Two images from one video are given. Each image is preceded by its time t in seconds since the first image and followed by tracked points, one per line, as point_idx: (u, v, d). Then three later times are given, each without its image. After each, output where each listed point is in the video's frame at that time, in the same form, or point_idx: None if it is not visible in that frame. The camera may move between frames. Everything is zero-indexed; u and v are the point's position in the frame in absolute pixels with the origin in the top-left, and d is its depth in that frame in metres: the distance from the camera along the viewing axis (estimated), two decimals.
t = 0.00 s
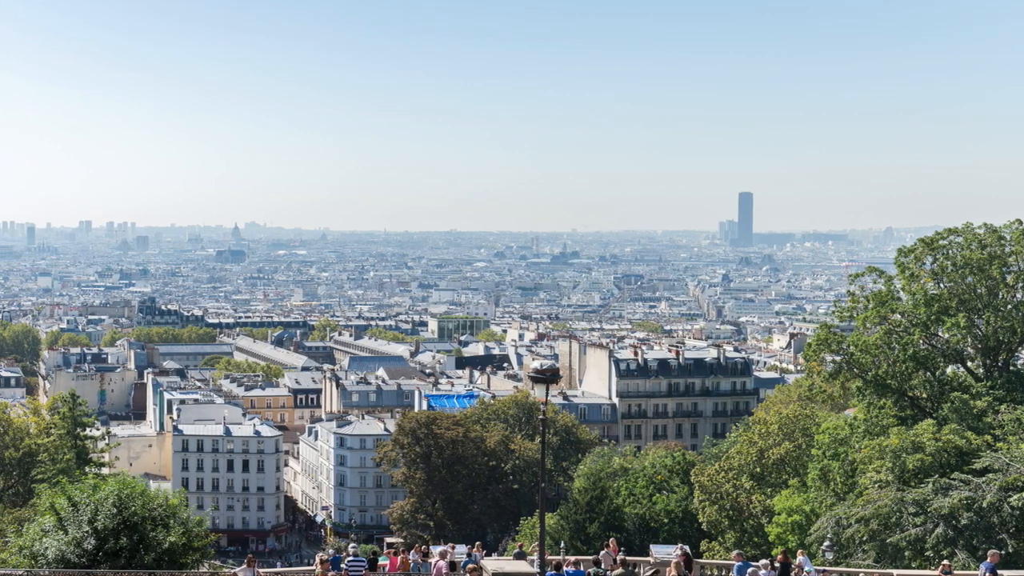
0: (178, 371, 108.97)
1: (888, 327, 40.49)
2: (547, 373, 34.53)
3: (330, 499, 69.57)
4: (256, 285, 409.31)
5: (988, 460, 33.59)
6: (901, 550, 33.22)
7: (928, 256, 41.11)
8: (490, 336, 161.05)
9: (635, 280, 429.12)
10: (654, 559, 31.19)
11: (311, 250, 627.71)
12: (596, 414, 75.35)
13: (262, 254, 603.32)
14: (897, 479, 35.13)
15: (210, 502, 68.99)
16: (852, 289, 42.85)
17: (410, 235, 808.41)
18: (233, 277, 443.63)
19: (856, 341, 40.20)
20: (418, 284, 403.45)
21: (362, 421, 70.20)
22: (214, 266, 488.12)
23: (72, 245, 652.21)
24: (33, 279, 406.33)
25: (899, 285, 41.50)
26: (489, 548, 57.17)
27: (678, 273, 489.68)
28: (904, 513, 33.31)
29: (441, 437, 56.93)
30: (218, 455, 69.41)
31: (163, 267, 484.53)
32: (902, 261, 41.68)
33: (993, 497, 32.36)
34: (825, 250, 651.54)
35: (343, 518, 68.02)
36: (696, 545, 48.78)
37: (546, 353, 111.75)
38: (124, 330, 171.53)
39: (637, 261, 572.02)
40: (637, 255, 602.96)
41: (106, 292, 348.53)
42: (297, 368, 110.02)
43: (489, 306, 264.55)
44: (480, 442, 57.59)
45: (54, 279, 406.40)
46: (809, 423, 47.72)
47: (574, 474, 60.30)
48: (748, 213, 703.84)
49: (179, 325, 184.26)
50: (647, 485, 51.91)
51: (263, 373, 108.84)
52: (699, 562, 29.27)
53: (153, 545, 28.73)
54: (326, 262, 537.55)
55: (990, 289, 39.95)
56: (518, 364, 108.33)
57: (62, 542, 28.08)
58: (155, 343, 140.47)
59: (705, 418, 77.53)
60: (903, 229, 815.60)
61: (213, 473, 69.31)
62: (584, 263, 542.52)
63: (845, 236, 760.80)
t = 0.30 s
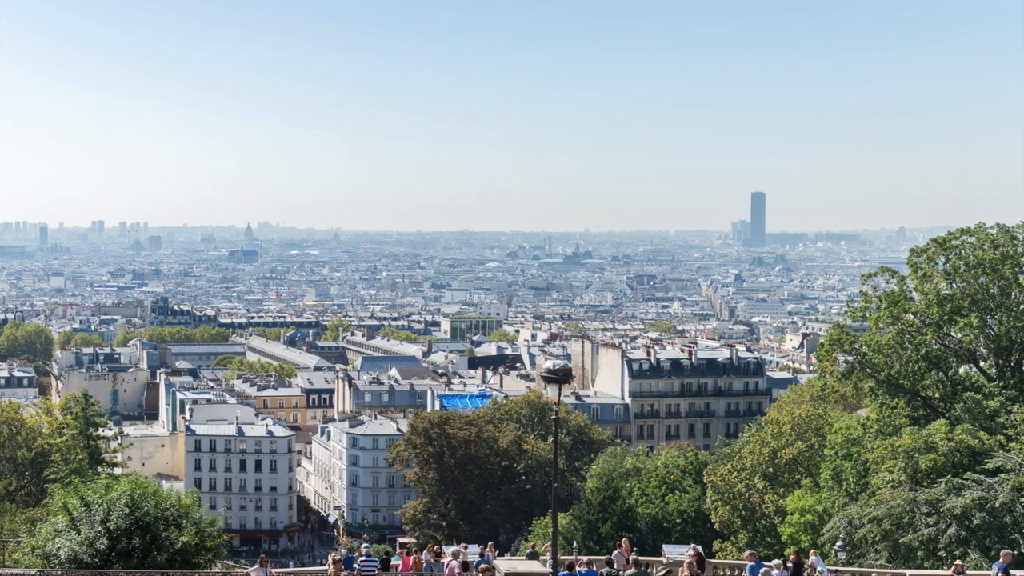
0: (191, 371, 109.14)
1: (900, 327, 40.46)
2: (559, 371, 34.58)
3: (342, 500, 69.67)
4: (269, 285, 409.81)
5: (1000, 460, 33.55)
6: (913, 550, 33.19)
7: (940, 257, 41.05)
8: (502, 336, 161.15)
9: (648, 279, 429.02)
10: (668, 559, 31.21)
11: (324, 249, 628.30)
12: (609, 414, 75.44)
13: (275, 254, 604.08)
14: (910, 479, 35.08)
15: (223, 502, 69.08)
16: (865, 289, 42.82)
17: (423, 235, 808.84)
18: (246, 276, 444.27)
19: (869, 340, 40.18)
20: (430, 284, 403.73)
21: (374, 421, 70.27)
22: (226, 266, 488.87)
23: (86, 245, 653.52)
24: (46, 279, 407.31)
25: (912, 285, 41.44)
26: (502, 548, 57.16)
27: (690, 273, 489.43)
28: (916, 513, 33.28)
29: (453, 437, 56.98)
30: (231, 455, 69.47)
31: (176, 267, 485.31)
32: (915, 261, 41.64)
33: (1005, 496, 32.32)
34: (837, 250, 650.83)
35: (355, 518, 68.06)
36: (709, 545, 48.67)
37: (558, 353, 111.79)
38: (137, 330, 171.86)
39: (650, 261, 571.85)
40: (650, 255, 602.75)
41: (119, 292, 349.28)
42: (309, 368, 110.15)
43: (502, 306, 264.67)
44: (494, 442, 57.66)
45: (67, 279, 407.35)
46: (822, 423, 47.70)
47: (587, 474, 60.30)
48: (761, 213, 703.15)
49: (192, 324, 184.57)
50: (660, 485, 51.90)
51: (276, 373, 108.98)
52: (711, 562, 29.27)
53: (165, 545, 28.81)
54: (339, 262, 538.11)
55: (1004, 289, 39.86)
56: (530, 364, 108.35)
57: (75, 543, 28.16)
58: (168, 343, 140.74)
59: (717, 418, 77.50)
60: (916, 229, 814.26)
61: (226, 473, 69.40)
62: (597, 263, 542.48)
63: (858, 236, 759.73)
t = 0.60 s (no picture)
0: (203, 372, 109.37)
1: (913, 327, 40.42)
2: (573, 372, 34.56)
3: (355, 500, 69.74)
4: (281, 285, 410.23)
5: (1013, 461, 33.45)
6: (926, 551, 33.16)
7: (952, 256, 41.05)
8: (515, 336, 161.26)
9: (660, 279, 428.85)
10: (681, 560, 31.23)
11: (336, 250, 628.78)
12: (621, 414, 75.47)
13: (288, 254, 604.84)
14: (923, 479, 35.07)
15: (236, 502, 69.20)
16: (878, 289, 42.79)
17: (436, 235, 809.13)
18: (258, 276, 444.78)
19: (881, 341, 40.20)
20: (443, 284, 403.96)
21: (387, 421, 70.33)
22: (239, 266, 489.68)
23: (98, 245, 654.76)
24: (59, 279, 408.16)
25: (924, 285, 41.41)
26: (515, 547, 57.19)
27: (703, 273, 489.12)
28: (929, 513, 33.26)
29: (466, 437, 57.01)
30: (243, 455, 69.58)
31: (189, 267, 485.96)
32: (928, 261, 41.53)
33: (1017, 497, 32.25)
34: (850, 250, 649.86)
35: (368, 518, 68.13)
36: (721, 545, 48.71)
37: (571, 353, 111.83)
38: (149, 330, 172.20)
39: (662, 261, 571.61)
40: (662, 255, 602.42)
41: (131, 291, 349.96)
42: (322, 368, 110.32)
43: (515, 306, 264.78)
44: (506, 442, 57.72)
45: (80, 279, 408.15)
46: (835, 423, 47.69)
47: (599, 473, 60.29)
48: (774, 213, 702.41)
49: (205, 325, 184.91)
50: (672, 485, 51.90)
51: (289, 373, 109.13)
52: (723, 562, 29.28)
53: (177, 545, 28.88)
54: (351, 262, 538.65)
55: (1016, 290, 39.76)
56: (543, 364, 108.35)
57: (88, 542, 28.24)
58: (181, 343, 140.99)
59: (730, 418, 77.49)
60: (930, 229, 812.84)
61: (239, 473, 69.48)
62: (610, 263, 542.45)
63: (871, 236, 758.52)
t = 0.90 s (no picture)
0: (216, 372, 109.54)
1: (926, 327, 40.38)
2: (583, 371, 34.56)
3: (368, 500, 69.83)
4: (294, 285, 410.70)
5: None
6: (938, 551, 33.14)
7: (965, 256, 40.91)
8: (527, 336, 161.35)
9: (672, 279, 428.65)
10: (694, 560, 31.24)
11: (349, 249, 629.18)
12: (634, 414, 75.41)
13: (300, 254, 605.47)
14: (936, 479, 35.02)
15: (249, 502, 69.30)
16: (890, 289, 42.71)
17: (448, 234, 809.35)
18: (270, 277, 445.28)
19: (894, 341, 40.16)
20: (455, 284, 404.00)
21: (399, 421, 70.39)
22: (252, 266, 490.23)
23: (112, 245, 656.02)
24: (71, 279, 408.93)
25: (936, 285, 41.31)
26: (527, 547, 57.21)
27: (716, 273, 488.80)
28: (942, 514, 33.23)
29: (478, 437, 57.00)
30: (256, 455, 69.68)
31: (202, 267, 486.67)
32: (941, 261, 41.39)
33: None
34: (863, 250, 648.94)
35: (381, 518, 68.23)
36: (734, 545, 48.74)
37: (583, 353, 111.85)
38: (162, 330, 172.51)
39: (675, 261, 571.18)
40: (675, 255, 602.05)
41: (144, 291, 350.70)
42: (334, 368, 110.45)
43: (527, 306, 264.83)
44: (518, 442, 57.74)
45: (93, 279, 408.88)
46: (847, 423, 47.68)
47: (612, 474, 60.31)
48: (787, 213, 701.57)
49: (217, 325, 185.21)
50: (685, 485, 51.87)
51: (301, 373, 109.30)
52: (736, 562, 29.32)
53: (190, 545, 28.96)
54: (364, 262, 539.18)
55: None
56: (555, 364, 108.36)
57: (101, 542, 28.29)
58: (194, 343, 141.24)
59: (742, 418, 77.45)
60: (943, 229, 811.46)
61: (251, 473, 69.59)
62: (623, 263, 542.61)
63: (884, 236, 757.44)
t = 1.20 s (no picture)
0: (229, 372, 109.71)
1: (939, 327, 40.34)
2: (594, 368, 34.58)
3: (380, 500, 69.92)
4: (307, 284, 411.11)
5: None
6: (951, 551, 33.12)
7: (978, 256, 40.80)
8: (540, 336, 161.43)
9: (685, 279, 428.59)
10: (707, 560, 31.26)
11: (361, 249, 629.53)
12: (646, 414, 75.38)
13: (312, 254, 605.85)
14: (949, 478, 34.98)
15: (261, 502, 69.42)
16: (903, 289, 42.66)
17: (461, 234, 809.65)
18: (283, 277, 445.80)
19: (906, 341, 40.14)
20: (467, 285, 404.06)
21: (412, 421, 70.44)
22: (264, 266, 490.87)
23: (125, 245, 657.18)
24: (84, 279, 409.79)
25: (949, 285, 41.23)
26: (539, 547, 57.26)
27: (728, 273, 488.52)
28: (954, 514, 33.20)
29: (491, 436, 57.04)
30: (269, 455, 69.80)
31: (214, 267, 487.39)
32: (953, 261, 41.26)
33: None
34: (876, 250, 648.04)
35: (393, 518, 68.29)
36: (746, 545, 48.70)
37: (596, 353, 111.86)
38: (175, 330, 172.80)
39: (688, 261, 570.84)
40: (687, 255, 601.73)
41: (156, 291, 351.35)
42: (347, 368, 110.58)
43: (540, 306, 264.86)
44: (531, 442, 57.78)
45: (105, 279, 409.72)
46: (860, 423, 47.67)
47: (624, 474, 60.33)
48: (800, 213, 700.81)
49: (229, 324, 185.51)
50: (697, 485, 51.84)
51: (314, 373, 109.42)
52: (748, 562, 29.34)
53: (203, 545, 29.03)
54: (376, 262, 539.68)
55: None
56: (568, 364, 108.38)
57: (113, 542, 28.35)
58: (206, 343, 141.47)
59: (755, 418, 77.40)
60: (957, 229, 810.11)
61: (264, 473, 69.67)
62: (636, 263, 542.48)
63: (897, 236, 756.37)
